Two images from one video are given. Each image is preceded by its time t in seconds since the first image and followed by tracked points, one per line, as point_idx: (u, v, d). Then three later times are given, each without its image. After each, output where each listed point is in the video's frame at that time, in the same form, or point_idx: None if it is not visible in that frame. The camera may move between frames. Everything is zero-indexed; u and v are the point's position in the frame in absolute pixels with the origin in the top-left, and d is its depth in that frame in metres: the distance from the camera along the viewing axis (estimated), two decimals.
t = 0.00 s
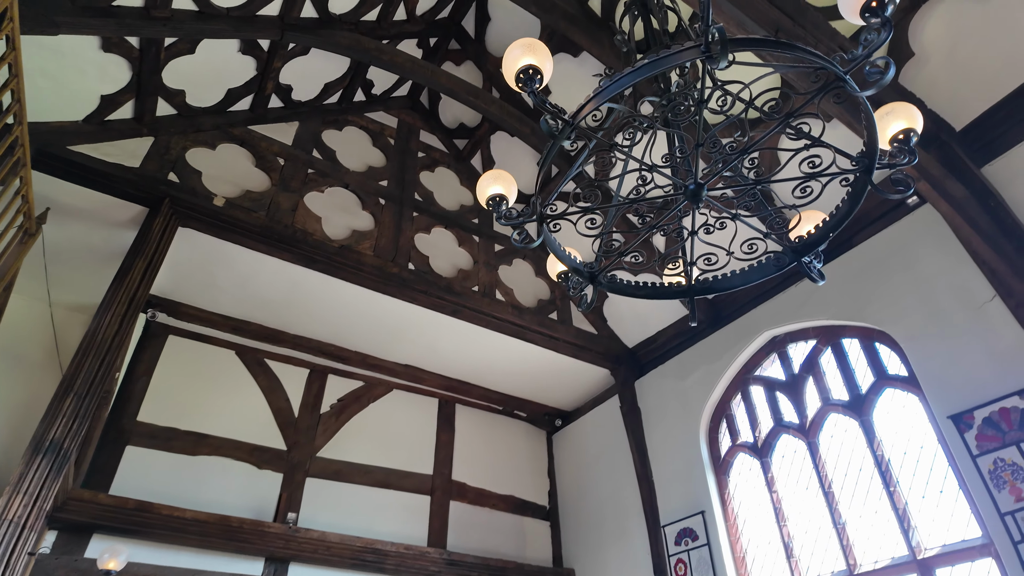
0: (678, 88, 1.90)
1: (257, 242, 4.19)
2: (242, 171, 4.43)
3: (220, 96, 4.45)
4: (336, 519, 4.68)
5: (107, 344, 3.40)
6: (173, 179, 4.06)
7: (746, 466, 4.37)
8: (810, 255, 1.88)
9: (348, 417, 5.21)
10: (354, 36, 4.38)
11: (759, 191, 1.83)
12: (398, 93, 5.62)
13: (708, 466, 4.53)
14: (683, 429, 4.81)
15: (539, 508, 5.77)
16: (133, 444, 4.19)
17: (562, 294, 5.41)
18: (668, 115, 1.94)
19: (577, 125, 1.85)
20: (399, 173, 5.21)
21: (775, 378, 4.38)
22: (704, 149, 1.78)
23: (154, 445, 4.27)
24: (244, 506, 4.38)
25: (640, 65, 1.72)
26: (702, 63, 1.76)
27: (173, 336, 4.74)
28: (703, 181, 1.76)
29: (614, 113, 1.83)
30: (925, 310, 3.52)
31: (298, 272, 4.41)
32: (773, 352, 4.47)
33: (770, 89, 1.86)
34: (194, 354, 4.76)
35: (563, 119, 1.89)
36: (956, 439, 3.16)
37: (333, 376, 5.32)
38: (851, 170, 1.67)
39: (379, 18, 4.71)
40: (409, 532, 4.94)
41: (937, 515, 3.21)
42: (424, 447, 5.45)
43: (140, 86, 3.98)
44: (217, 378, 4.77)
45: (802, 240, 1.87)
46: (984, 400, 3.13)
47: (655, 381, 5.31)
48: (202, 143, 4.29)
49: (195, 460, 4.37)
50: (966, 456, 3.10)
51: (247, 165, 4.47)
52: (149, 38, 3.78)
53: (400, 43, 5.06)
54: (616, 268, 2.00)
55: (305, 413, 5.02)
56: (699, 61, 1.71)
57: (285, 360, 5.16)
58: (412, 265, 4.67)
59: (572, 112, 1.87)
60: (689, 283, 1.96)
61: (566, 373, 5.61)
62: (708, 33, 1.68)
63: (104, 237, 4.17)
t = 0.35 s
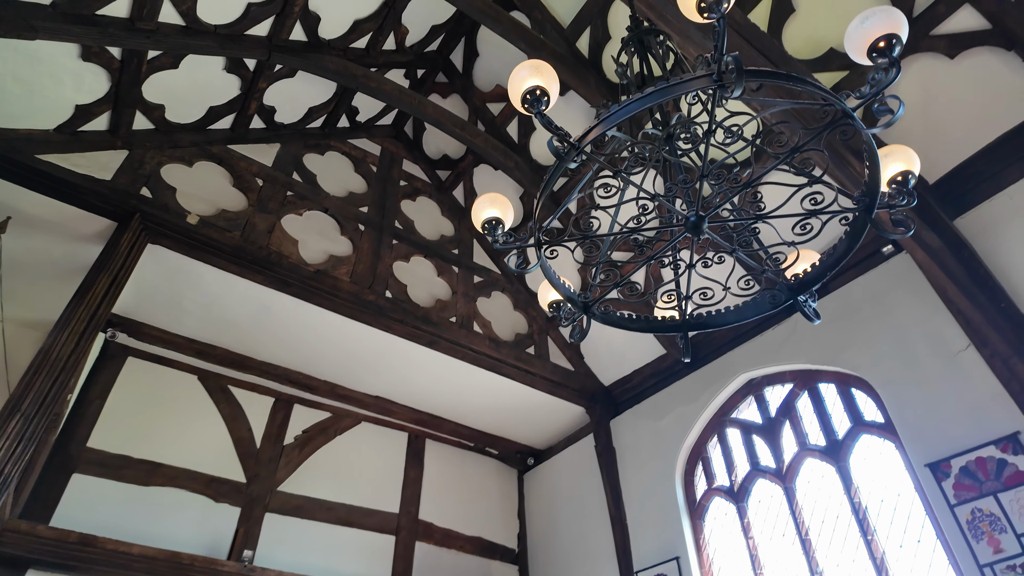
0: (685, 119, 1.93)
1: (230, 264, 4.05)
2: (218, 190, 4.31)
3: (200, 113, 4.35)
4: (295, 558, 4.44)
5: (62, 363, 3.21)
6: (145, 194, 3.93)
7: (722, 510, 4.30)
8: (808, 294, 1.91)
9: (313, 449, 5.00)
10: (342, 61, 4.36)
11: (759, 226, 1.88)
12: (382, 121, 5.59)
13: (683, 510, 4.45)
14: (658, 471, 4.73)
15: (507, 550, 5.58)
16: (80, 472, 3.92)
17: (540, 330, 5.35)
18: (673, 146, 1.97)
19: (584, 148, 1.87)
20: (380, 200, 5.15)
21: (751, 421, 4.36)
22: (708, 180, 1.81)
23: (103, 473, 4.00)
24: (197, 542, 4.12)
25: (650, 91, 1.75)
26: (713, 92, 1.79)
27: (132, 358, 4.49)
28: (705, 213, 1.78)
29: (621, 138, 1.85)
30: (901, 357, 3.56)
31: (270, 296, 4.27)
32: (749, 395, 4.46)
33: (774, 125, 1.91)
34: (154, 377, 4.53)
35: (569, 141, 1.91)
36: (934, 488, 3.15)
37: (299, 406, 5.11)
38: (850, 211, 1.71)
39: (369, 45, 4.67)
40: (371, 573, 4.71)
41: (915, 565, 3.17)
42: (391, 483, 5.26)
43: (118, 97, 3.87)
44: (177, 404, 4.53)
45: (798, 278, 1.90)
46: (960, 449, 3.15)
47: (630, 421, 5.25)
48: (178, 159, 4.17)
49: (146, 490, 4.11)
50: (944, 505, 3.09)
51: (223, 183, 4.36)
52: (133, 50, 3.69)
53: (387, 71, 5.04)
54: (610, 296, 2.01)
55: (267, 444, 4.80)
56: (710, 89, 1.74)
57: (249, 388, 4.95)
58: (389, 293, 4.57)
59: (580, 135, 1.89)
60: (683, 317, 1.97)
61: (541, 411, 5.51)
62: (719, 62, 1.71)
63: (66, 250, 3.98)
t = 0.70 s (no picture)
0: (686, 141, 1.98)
1: (201, 277, 3.92)
2: (195, 201, 4.19)
3: (181, 123, 4.25)
4: None
5: (14, 373, 3.03)
6: (117, 201, 3.80)
7: (696, 548, 4.21)
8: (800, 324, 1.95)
9: (276, 474, 4.80)
10: (331, 79, 4.33)
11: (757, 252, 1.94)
12: (366, 142, 5.55)
13: (657, 547, 4.36)
14: (633, 507, 4.65)
15: None
16: (24, 491, 3.67)
17: (517, 358, 5.30)
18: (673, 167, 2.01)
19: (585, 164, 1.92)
20: (361, 220, 5.08)
21: (728, 458, 4.32)
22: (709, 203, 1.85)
23: (50, 493, 3.75)
24: (146, 570, 3.88)
25: (657, 109, 1.79)
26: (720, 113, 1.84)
27: (90, 372, 4.28)
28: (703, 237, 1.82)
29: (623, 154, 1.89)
30: (876, 396, 3.59)
31: (242, 312, 4.13)
32: (726, 431, 4.43)
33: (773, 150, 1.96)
34: (112, 393, 4.30)
35: (573, 155, 1.95)
36: (910, 530, 3.14)
37: (264, 429, 4.92)
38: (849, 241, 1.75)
39: (358, 65, 4.65)
40: None
41: None
42: (357, 513, 5.06)
43: (96, 102, 3.77)
44: (135, 422, 4.31)
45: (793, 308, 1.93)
46: (936, 490, 3.14)
47: (606, 454, 5.18)
48: (154, 167, 4.05)
49: (95, 513, 3.87)
50: (920, 548, 3.07)
51: (200, 195, 4.24)
52: (114, 53, 3.64)
53: (375, 92, 5.01)
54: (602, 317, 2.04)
55: (228, 468, 4.59)
56: (718, 109, 1.79)
57: (212, 408, 4.74)
58: (365, 314, 4.47)
59: (582, 151, 1.94)
60: (675, 344, 1.98)
61: (515, 442, 5.40)
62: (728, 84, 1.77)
63: (27, 255, 3.80)
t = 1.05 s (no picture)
0: (691, 158, 2.00)
1: (176, 287, 3.78)
2: (174, 210, 4.07)
3: (164, 130, 4.15)
4: None
5: None
6: (92, 205, 3.66)
7: None
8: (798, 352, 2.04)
9: (241, 497, 4.58)
10: (321, 93, 4.28)
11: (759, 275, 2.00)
12: (353, 159, 5.48)
13: None
14: (610, 541, 4.53)
15: None
16: None
17: (496, 384, 5.22)
18: (677, 185, 2.03)
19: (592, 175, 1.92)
20: (344, 237, 4.99)
21: (708, 493, 4.25)
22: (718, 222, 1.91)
23: None
24: None
25: (668, 120, 1.82)
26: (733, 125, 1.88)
27: (49, 383, 4.06)
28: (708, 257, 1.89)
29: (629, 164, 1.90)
30: (858, 433, 3.58)
31: (215, 326, 3.99)
32: (707, 465, 4.37)
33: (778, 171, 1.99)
34: (72, 407, 4.08)
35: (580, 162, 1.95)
36: (894, 571, 3.08)
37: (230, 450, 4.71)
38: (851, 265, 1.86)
39: (349, 82, 4.61)
40: None
41: None
42: (323, 541, 4.85)
43: (77, 102, 3.67)
44: (93, 437, 4.09)
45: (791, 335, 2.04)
46: (919, 530, 3.10)
47: (584, 486, 5.07)
48: (133, 173, 3.93)
49: (42, 534, 3.62)
50: None
51: (179, 203, 4.12)
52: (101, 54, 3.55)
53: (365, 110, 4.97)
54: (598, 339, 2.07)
55: (190, 489, 4.37)
56: (731, 122, 1.84)
57: (177, 425, 4.53)
58: (343, 332, 4.36)
59: (591, 161, 1.94)
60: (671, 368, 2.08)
61: (491, 471, 5.27)
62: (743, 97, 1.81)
63: None
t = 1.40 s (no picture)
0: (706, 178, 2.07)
1: (149, 298, 3.63)
2: (154, 219, 3.93)
3: (149, 138, 4.06)
4: None
5: None
6: (67, 209, 3.52)
7: None
8: (800, 383, 2.13)
9: (202, 524, 4.35)
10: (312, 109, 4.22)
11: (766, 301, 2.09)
12: (340, 180, 5.39)
13: None
14: None
15: None
16: None
17: (476, 414, 5.10)
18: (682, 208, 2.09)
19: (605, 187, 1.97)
20: (327, 257, 4.89)
21: (690, 533, 4.14)
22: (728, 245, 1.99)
23: None
24: None
25: (684, 135, 1.88)
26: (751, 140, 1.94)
27: (5, 395, 3.83)
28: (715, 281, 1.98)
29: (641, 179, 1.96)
30: (843, 474, 3.55)
31: (188, 341, 3.83)
32: (689, 504, 4.28)
33: (787, 198, 2.05)
34: (27, 421, 3.85)
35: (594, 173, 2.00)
36: None
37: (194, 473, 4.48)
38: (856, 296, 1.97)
39: (342, 101, 4.58)
40: None
41: None
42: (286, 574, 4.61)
43: (60, 103, 3.60)
44: (49, 453, 3.85)
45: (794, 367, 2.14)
46: None
47: (562, 523, 4.93)
48: (112, 179, 3.81)
49: None
50: None
51: (159, 212, 4.00)
52: (88, 55, 3.50)
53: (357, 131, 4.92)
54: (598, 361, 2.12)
55: (148, 513, 4.13)
56: (752, 138, 1.89)
57: (140, 445, 4.29)
58: (321, 353, 4.23)
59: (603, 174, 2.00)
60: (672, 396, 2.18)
61: (466, 504, 5.09)
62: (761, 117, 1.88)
63: None
